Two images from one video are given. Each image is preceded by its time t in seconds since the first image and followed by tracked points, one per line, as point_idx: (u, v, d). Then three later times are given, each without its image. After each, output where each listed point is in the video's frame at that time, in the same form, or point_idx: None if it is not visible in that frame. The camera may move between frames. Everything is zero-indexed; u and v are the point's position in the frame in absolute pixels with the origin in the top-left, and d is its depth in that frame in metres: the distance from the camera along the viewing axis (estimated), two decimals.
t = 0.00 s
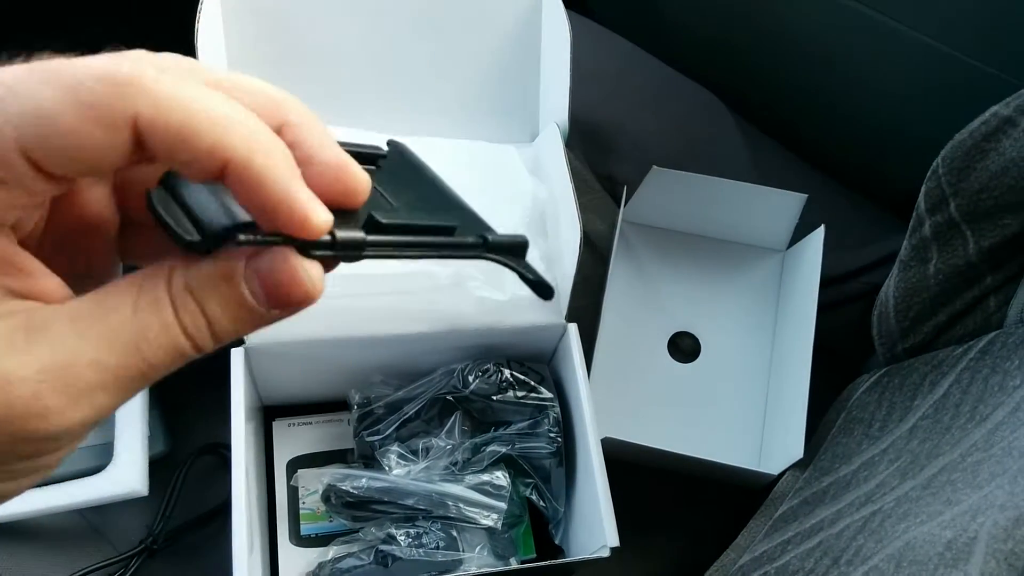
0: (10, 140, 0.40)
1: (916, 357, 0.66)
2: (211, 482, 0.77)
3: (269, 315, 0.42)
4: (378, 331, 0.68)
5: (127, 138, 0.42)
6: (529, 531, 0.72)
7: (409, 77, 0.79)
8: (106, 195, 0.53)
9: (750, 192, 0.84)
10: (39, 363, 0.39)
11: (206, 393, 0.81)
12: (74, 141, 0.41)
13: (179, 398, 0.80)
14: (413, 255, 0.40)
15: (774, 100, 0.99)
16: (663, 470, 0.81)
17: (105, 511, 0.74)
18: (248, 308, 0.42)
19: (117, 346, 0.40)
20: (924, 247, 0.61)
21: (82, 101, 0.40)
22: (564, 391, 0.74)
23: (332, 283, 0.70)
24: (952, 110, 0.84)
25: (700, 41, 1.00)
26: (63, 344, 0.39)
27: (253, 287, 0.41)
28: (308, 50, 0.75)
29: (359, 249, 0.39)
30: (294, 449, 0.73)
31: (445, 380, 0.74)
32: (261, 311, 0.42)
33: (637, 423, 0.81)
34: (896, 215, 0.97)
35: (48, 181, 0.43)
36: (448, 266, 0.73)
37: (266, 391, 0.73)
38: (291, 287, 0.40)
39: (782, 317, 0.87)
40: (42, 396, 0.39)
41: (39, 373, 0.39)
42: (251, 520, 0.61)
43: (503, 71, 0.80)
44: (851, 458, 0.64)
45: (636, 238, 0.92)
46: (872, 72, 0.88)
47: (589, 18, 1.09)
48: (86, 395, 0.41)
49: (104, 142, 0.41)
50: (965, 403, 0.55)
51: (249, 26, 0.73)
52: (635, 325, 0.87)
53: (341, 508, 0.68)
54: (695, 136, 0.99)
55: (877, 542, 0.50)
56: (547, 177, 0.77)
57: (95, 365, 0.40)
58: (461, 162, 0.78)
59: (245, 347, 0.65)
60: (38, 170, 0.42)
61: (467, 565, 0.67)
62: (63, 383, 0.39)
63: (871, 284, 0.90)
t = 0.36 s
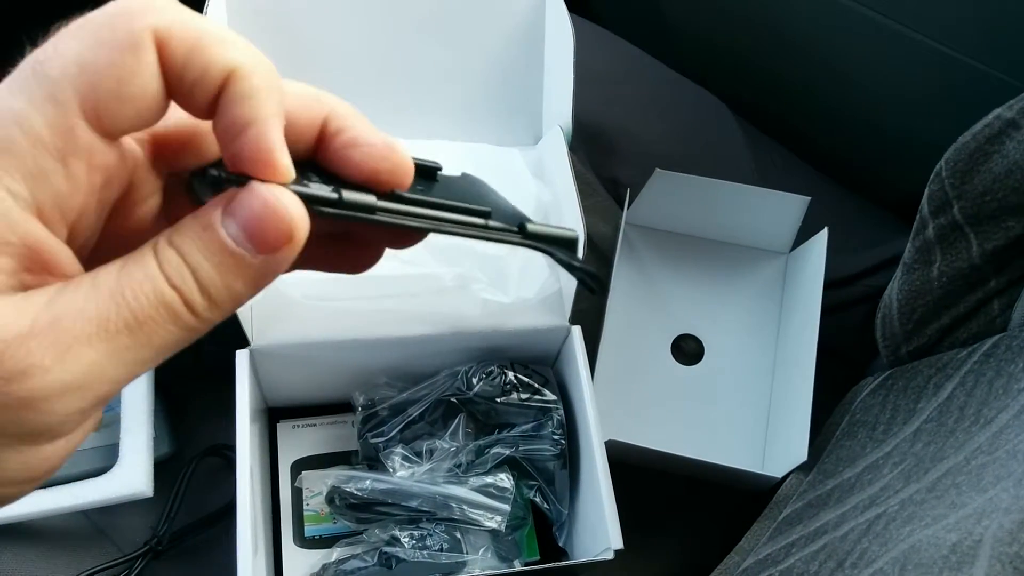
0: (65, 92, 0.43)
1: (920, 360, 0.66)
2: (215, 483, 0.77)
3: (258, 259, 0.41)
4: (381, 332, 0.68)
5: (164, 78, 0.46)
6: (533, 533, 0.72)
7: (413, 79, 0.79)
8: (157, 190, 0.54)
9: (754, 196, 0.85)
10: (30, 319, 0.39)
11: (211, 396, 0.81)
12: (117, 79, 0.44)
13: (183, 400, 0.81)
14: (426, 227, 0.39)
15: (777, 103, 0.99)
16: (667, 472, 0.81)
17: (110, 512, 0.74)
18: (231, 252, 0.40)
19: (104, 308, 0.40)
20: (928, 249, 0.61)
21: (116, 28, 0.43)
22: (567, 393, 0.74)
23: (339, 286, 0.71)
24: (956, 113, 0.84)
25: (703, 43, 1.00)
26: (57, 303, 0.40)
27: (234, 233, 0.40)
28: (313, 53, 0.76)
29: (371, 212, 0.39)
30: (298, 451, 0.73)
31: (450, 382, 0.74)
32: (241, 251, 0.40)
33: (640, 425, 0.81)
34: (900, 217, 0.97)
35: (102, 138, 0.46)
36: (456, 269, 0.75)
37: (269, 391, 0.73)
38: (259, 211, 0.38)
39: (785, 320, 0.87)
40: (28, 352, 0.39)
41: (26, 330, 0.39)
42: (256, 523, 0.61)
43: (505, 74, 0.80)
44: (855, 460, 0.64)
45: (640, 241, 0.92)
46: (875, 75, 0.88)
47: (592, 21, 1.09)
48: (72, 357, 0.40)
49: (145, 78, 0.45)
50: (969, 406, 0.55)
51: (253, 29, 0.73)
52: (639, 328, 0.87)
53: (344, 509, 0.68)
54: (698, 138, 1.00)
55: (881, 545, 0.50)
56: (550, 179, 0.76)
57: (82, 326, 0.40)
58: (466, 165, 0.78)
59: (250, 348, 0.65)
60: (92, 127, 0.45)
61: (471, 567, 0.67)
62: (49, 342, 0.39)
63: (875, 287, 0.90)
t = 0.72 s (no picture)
0: (163, 95, 0.44)
1: (928, 363, 0.65)
2: (221, 481, 0.77)
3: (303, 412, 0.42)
4: (392, 330, 0.69)
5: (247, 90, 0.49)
6: (538, 533, 0.72)
7: (420, 80, 0.79)
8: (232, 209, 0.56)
9: (762, 198, 0.84)
10: (139, 397, 0.35)
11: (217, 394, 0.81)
12: (204, 82, 0.45)
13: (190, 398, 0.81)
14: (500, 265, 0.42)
15: (785, 104, 0.99)
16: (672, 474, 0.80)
17: (115, 509, 0.74)
18: (311, 385, 0.42)
19: (207, 403, 0.37)
20: (937, 251, 0.60)
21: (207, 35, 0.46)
22: (574, 394, 0.74)
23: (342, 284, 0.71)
24: (964, 115, 0.84)
25: (711, 45, 1.00)
26: (159, 383, 0.36)
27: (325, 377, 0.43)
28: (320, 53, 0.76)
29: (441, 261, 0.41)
30: (304, 450, 0.74)
31: (456, 382, 0.74)
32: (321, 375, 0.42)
33: (646, 426, 0.81)
34: (908, 219, 0.96)
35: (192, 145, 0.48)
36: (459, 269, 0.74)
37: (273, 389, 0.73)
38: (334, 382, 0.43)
39: (792, 322, 0.87)
40: (127, 440, 0.34)
41: (129, 411, 0.34)
42: (261, 522, 0.61)
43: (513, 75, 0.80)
44: (862, 463, 0.64)
45: (647, 241, 0.92)
46: (883, 77, 0.88)
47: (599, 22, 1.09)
48: (150, 452, 0.35)
49: (240, 85, 0.47)
50: (978, 408, 0.54)
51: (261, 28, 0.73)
52: (646, 329, 0.87)
53: (350, 509, 0.68)
54: (705, 140, 0.99)
55: (889, 547, 0.49)
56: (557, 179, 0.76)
57: (187, 417, 0.36)
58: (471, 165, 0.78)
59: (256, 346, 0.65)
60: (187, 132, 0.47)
61: (476, 567, 0.67)
62: (152, 428, 0.35)
63: (883, 288, 0.90)
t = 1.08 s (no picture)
0: (191, 139, 0.44)
1: (932, 362, 0.65)
2: (223, 484, 0.78)
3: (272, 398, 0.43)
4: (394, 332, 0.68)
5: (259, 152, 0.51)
6: (540, 536, 0.72)
7: (422, 81, 0.79)
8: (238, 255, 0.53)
9: (765, 199, 0.84)
10: (152, 351, 0.35)
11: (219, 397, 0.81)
12: (229, 139, 0.46)
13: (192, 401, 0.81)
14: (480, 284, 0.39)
15: (787, 104, 0.98)
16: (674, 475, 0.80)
17: (118, 512, 0.75)
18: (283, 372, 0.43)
19: (213, 366, 0.37)
20: (940, 251, 0.60)
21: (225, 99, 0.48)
22: (576, 395, 0.74)
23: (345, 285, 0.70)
24: (966, 114, 0.84)
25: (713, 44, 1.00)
26: (171, 347, 0.36)
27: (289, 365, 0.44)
28: (322, 55, 0.76)
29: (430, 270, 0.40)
30: (306, 452, 0.74)
31: (458, 383, 0.74)
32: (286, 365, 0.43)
33: (649, 427, 0.81)
34: (910, 219, 0.96)
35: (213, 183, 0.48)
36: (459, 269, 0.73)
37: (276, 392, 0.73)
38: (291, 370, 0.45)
39: (794, 323, 0.87)
40: (143, 387, 0.34)
41: (145, 361, 0.35)
42: (263, 524, 0.61)
43: (515, 76, 0.80)
44: (864, 462, 0.64)
45: (649, 242, 0.92)
46: (886, 76, 0.87)
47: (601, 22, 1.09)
48: (169, 405, 0.35)
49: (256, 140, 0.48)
50: (980, 407, 0.54)
51: (262, 30, 0.74)
52: (648, 331, 0.87)
53: (353, 511, 0.68)
54: (708, 140, 0.99)
55: (891, 547, 0.49)
56: (559, 180, 0.77)
57: (197, 380, 0.36)
58: (472, 166, 0.78)
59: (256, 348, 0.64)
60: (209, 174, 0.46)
61: (479, 568, 0.67)
62: (165, 386, 0.35)
63: (885, 289, 0.90)
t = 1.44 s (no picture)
0: (197, 158, 0.45)
1: (930, 360, 0.65)
2: (222, 483, 0.78)
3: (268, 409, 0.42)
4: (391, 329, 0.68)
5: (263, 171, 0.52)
6: (540, 534, 0.72)
7: (421, 79, 0.79)
8: (232, 265, 0.53)
9: (763, 196, 0.84)
10: (148, 359, 0.35)
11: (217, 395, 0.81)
12: (233, 156, 0.47)
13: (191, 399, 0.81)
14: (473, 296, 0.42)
15: (787, 102, 0.98)
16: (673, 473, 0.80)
17: (116, 511, 0.75)
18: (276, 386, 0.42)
19: (208, 374, 0.37)
20: (938, 249, 0.60)
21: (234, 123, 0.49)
22: (575, 393, 0.74)
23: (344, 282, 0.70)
24: (966, 111, 0.84)
25: (713, 42, 1.00)
26: (167, 353, 0.36)
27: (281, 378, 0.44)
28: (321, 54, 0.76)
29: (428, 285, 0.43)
30: (305, 450, 0.74)
31: (457, 381, 0.74)
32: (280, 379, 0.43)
33: (648, 426, 0.81)
34: (910, 217, 0.96)
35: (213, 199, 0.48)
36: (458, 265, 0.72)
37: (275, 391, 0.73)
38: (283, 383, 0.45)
39: (794, 321, 0.87)
40: (135, 398, 0.34)
41: (137, 369, 0.34)
42: (262, 521, 0.62)
43: (514, 75, 0.80)
44: (863, 461, 0.64)
45: (648, 240, 0.92)
46: (885, 74, 0.87)
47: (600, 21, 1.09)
48: (160, 413, 0.34)
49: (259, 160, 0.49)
50: (979, 405, 0.54)
51: (261, 29, 0.74)
52: (647, 329, 0.87)
53: (352, 509, 0.68)
54: (707, 138, 0.99)
55: (890, 546, 0.49)
56: (559, 179, 0.77)
57: (192, 387, 0.36)
58: (471, 163, 0.78)
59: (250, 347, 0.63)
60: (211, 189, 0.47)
61: (479, 567, 0.67)
62: (161, 392, 0.34)
63: (885, 286, 0.90)
